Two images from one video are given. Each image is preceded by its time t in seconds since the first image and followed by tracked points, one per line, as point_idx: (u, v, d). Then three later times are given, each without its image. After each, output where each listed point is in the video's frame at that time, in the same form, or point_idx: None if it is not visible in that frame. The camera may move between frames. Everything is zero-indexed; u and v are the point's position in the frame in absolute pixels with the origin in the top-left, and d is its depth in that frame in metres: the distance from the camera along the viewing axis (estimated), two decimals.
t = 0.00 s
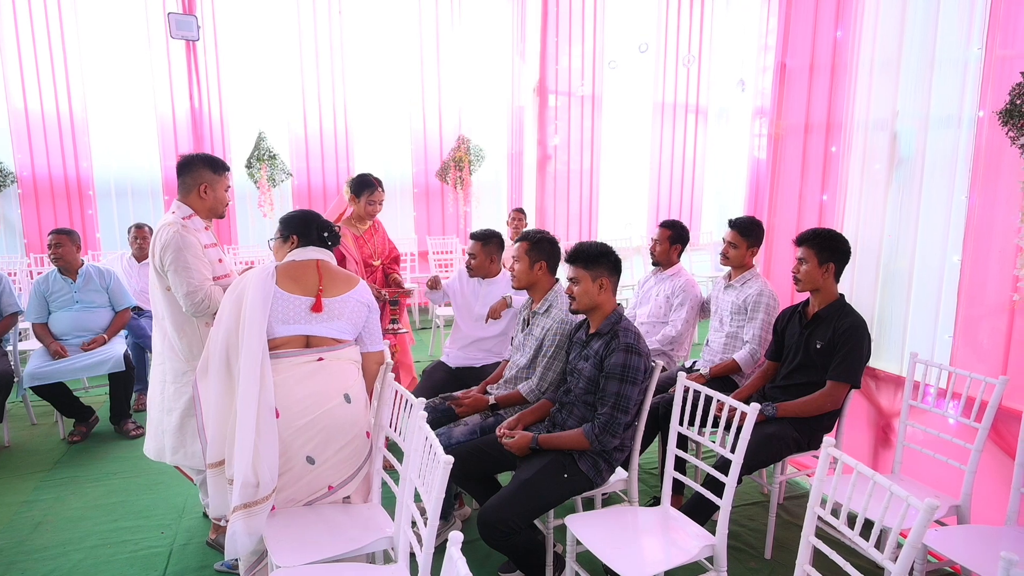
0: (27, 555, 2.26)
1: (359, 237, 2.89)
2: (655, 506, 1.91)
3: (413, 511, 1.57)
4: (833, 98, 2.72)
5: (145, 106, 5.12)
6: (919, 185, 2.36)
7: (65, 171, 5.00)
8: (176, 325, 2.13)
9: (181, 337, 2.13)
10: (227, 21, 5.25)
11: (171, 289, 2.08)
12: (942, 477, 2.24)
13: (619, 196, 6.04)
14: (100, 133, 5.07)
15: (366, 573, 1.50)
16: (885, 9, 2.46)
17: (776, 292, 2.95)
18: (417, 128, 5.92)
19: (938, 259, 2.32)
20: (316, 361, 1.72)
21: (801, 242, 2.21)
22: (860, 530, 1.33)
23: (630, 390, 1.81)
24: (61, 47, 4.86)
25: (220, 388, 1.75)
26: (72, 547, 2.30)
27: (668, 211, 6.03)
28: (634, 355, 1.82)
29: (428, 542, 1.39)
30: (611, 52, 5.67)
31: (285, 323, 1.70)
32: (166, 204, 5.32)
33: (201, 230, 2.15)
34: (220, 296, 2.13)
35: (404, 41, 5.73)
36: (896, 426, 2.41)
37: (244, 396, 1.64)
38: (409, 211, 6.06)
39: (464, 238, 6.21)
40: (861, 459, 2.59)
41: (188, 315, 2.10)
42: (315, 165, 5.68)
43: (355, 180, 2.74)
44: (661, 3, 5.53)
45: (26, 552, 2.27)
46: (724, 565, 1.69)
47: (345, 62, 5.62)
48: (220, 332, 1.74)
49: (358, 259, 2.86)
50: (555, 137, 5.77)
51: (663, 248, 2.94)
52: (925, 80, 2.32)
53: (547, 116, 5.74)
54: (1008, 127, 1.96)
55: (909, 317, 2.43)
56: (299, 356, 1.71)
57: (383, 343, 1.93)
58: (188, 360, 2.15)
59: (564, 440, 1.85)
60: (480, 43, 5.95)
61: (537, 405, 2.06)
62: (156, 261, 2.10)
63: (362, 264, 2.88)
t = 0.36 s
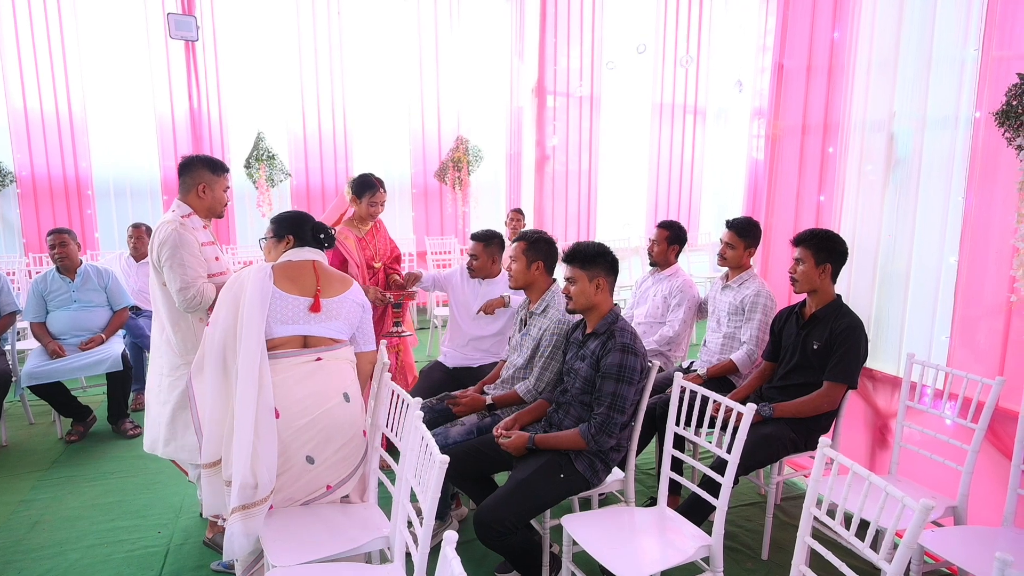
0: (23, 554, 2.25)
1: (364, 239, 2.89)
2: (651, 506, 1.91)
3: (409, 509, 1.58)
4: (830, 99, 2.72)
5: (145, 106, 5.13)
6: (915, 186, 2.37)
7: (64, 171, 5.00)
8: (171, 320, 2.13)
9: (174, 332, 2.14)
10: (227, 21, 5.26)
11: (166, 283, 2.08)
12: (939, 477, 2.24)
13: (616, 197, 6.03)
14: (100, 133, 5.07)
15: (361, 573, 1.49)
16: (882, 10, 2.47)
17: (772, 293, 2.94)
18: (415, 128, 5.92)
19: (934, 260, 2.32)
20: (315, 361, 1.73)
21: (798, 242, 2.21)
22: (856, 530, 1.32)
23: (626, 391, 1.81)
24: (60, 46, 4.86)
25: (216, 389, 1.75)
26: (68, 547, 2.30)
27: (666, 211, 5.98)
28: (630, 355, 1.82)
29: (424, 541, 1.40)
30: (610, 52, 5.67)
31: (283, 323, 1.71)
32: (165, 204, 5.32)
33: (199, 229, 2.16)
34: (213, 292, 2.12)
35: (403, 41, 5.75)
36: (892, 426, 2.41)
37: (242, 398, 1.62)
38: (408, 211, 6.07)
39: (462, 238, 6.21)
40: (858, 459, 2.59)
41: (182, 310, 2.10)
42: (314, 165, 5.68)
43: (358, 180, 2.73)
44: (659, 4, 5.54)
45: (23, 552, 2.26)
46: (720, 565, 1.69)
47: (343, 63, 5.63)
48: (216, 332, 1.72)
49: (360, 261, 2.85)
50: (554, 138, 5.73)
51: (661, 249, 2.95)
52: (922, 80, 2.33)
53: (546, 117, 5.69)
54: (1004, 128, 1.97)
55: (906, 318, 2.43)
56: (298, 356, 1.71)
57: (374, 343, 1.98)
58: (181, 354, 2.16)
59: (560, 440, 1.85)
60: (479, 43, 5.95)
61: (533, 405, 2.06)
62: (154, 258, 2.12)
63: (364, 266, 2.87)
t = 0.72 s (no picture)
0: (21, 554, 2.25)
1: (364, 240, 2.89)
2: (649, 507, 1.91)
3: (406, 509, 1.58)
4: (828, 100, 2.71)
5: (146, 107, 5.14)
6: (913, 187, 2.37)
7: (64, 172, 5.01)
8: (167, 315, 2.14)
9: (169, 327, 2.15)
10: (227, 22, 5.27)
11: (162, 277, 2.09)
12: (937, 479, 2.23)
13: (616, 198, 6.02)
14: (101, 134, 5.08)
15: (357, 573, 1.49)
16: (881, 11, 2.47)
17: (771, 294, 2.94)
18: (416, 129, 5.94)
19: (933, 261, 2.32)
20: (316, 362, 1.73)
21: (797, 243, 2.21)
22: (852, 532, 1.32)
23: (623, 391, 1.81)
24: (61, 47, 4.87)
25: (216, 392, 1.74)
26: (66, 547, 2.30)
27: (666, 212, 5.97)
28: (627, 356, 1.82)
29: (420, 541, 1.39)
30: (609, 54, 5.66)
31: (284, 324, 1.71)
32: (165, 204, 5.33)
33: (197, 226, 2.17)
34: (207, 288, 2.13)
35: (403, 42, 5.77)
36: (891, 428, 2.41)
37: (245, 400, 1.61)
38: (408, 212, 6.08)
39: (462, 239, 6.21)
40: (857, 461, 2.58)
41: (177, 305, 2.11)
42: (313, 166, 5.69)
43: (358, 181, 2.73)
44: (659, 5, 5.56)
45: (21, 551, 2.27)
46: (717, 565, 1.69)
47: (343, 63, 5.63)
48: (216, 335, 1.71)
49: (361, 263, 2.85)
50: (553, 139, 5.61)
51: (660, 249, 2.95)
52: (920, 81, 2.34)
53: (546, 118, 5.58)
54: (1002, 129, 1.97)
55: (905, 319, 2.43)
56: (299, 358, 1.71)
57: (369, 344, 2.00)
58: (175, 349, 2.17)
59: (558, 440, 1.85)
60: (478, 44, 5.96)
61: (531, 405, 2.05)
62: (151, 254, 2.13)
63: (365, 267, 2.88)
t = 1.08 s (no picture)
0: (19, 553, 2.25)
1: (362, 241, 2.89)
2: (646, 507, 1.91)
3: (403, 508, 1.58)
4: (827, 101, 2.71)
5: (146, 107, 5.15)
6: (912, 188, 2.38)
7: (65, 172, 5.02)
8: (163, 313, 2.16)
9: (165, 326, 2.16)
10: (228, 22, 5.29)
11: (156, 275, 2.10)
12: (934, 480, 2.23)
13: (616, 199, 5.99)
14: (101, 134, 5.09)
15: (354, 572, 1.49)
16: (879, 13, 2.47)
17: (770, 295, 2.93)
18: (416, 130, 5.94)
19: (931, 262, 2.32)
20: (313, 365, 1.72)
21: (796, 245, 2.21)
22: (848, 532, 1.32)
23: (620, 391, 1.81)
24: (62, 47, 4.88)
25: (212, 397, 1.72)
26: (64, 546, 2.30)
27: (665, 213, 5.95)
28: (624, 356, 1.82)
29: (417, 541, 1.40)
30: (609, 56, 5.66)
31: (281, 326, 1.71)
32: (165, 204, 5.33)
33: (192, 225, 2.18)
34: (202, 286, 2.13)
35: (404, 44, 5.79)
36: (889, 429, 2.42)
37: (242, 403, 1.59)
38: (407, 213, 6.08)
39: (461, 239, 6.22)
40: (854, 462, 2.59)
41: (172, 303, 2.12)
42: (313, 166, 5.70)
43: (355, 181, 2.73)
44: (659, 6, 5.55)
45: (19, 550, 2.26)
46: (714, 566, 1.69)
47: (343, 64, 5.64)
48: (212, 339, 1.70)
49: (360, 263, 2.86)
50: (553, 139, 5.62)
51: (658, 251, 2.96)
52: (918, 83, 2.35)
53: (545, 119, 5.60)
54: (999, 130, 1.97)
55: (903, 320, 2.43)
56: (296, 360, 1.70)
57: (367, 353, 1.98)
58: (171, 347, 2.18)
59: (555, 441, 1.85)
60: (478, 45, 5.97)
61: (529, 405, 2.06)
62: (146, 254, 2.14)
63: (364, 268, 2.88)
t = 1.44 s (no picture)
0: (17, 552, 2.26)
1: (361, 240, 2.89)
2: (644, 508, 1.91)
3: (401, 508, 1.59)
4: (826, 102, 2.72)
5: (147, 108, 5.16)
6: (911, 189, 2.38)
7: (65, 172, 5.03)
8: (159, 313, 2.18)
9: (162, 326, 2.18)
10: (229, 24, 5.30)
11: (151, 274, 2.12)
12: (933, 481, 2.23)
13: (615, 198, 5.89)
14: (101, 133, 5.10)
15: (352, 570, 1.49)
16: (878, 14, 2.47)
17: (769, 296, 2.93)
18: (416, 132, 5.95)
19: (930, 262, 2.33)
20: (306, 368, 1.68)
21: (793, 246, 2.22)
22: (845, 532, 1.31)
23: (618, 391, 1.81)
24: (63, 48, 4.89)
25: (204, 404, 1.71)
26: (62, 545, 2.30)
27: (666, 215, 5.92)
28: (622, 356, 1.82)
29: (414, 540, 1.40)
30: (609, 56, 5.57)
31: (271, 330, 1.68)
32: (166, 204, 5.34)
33: (187, 226, 2.19)
34: (196, 286, 2.14)
35: (403, 45, 5.79)
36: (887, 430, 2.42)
37: (232, 406, 1.57)
38: (407, 214, 6.09)
39: (461, 240, 6.23)
40: (853, 463, 2.58)
41: (166, 303, 2.13)
42: (313, 167, 5.70)
43: (353, 180, 2.74)
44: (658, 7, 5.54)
45: (18, 548, 2.27)
46: (712, 566, 1.69)
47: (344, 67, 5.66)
48: (205, 345, 1.70)
49: (358, 264, 2.86)
50: (553, 141, 5.59)
51: (657, 252, 2.96)
52: (917, 84, 2.35)
53: (545, 119, 5.54)
54: (999, 131, 1.98)
55: (902, 322, 2.43)
56: (288, 363, 1.67)
57: (366, 357, 1.91)
58: (168, 347, 2.19)
59: (553, 441, 1.85)
60: (479, 47, 5.98)
61: (527, 405, 2.07)
62: (143, 254, 2.16)
63: (363, 268, 2.88)
